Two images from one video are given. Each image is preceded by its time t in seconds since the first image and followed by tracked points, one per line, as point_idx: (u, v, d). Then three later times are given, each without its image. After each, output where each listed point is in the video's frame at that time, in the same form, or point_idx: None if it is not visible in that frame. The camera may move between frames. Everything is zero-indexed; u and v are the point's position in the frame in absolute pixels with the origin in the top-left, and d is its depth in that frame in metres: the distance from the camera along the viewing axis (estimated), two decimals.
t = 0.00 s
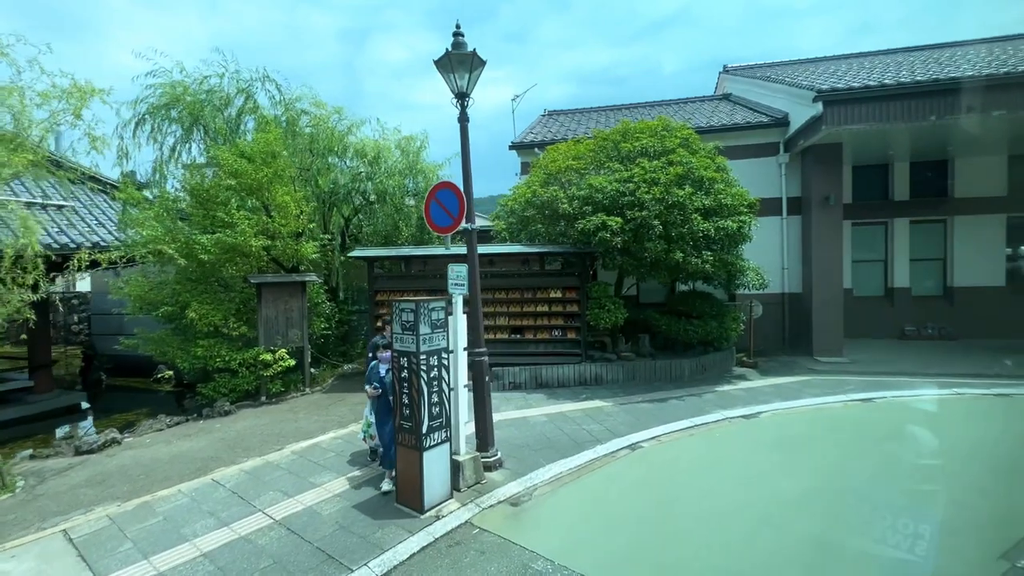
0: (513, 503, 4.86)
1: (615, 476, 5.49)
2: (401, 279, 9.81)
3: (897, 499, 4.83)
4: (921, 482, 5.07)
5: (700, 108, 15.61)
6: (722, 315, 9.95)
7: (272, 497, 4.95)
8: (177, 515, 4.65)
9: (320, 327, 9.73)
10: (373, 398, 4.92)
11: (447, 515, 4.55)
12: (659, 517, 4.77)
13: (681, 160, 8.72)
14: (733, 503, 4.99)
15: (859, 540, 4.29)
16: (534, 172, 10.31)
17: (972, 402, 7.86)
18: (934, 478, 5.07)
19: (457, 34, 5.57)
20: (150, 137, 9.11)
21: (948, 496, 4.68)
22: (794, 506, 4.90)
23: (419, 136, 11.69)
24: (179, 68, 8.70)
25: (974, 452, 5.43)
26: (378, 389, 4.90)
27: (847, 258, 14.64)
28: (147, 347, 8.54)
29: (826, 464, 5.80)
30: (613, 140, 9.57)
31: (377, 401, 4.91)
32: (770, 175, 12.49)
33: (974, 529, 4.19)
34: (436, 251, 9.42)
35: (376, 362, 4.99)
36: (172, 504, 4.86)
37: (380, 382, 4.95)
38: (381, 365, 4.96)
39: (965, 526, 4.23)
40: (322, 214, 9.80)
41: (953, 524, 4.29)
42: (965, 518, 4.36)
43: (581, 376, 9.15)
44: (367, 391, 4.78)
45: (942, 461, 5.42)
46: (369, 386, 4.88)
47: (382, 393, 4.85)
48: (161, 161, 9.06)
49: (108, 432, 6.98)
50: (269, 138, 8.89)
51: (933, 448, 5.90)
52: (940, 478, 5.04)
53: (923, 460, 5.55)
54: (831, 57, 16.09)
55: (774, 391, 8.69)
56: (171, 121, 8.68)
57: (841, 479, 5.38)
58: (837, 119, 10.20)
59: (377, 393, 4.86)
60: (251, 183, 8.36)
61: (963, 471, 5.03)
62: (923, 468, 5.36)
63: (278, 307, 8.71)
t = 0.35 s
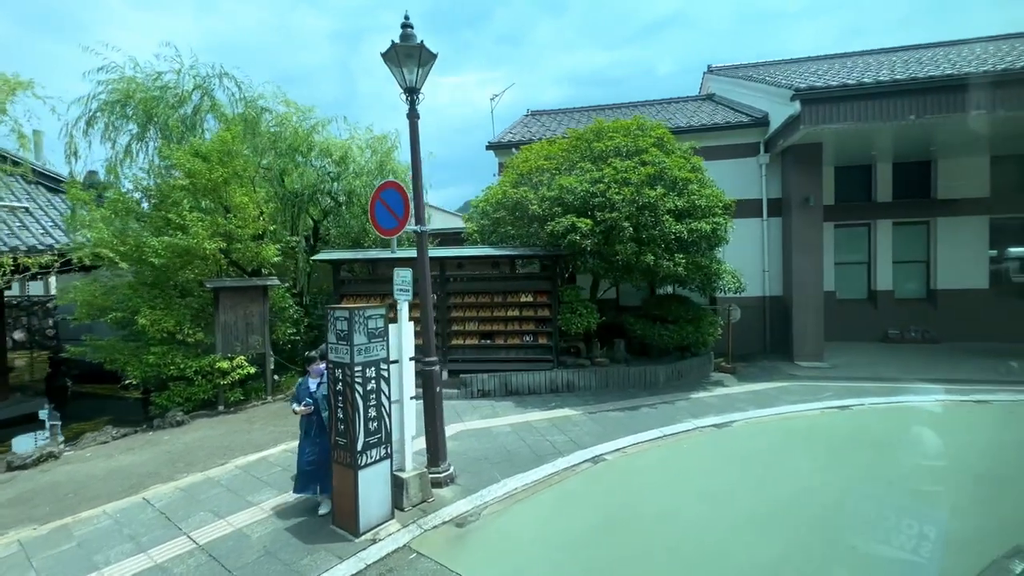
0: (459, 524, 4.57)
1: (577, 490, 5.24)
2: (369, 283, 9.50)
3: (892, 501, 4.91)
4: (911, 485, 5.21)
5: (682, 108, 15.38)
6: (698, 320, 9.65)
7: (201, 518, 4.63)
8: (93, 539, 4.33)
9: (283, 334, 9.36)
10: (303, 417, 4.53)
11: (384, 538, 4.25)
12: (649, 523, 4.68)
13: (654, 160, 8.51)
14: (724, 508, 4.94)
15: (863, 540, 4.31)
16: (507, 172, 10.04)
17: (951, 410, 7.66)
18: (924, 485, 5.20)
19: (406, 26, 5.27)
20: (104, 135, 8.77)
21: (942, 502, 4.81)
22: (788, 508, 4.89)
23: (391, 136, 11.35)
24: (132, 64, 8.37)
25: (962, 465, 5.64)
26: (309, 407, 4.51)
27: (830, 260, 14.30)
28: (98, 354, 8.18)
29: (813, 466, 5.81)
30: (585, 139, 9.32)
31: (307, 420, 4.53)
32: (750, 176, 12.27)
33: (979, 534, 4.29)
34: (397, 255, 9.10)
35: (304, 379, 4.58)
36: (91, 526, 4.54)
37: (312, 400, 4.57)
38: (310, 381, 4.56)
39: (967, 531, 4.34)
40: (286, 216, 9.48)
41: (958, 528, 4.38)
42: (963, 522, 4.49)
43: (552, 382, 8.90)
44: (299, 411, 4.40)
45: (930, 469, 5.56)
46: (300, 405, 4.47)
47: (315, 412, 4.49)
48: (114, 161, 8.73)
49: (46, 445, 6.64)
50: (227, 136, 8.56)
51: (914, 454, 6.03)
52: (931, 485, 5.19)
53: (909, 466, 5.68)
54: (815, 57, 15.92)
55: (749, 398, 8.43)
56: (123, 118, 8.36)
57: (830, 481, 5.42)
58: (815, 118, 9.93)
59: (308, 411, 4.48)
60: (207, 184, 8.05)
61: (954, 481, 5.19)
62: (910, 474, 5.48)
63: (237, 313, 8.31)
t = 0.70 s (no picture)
0: (405, 543, 4.29)
1: (541, 504, 5.00)
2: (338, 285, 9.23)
3: (890, 503, 4.83)
4: (907, 486, 5.14)
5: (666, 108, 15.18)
6: (676, 323, 9.45)
7: (130, 539, 4.34)
8: (8, 564, 4.04)
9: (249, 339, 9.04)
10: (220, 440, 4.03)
11: (321, 560, 3.97)
12: (637, 533, 4.53)
13: (628, 159, 8.31)
14: (716, 514, 4.80)
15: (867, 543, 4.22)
16: (481, 172, 9.78)
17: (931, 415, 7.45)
18: (922, 485, 5.13)
19: (355, 16, 4.99)
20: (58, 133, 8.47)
21: (942, 501, 4.75)
22: (784, 513, 4.77)
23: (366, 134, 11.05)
24: (87, 59, 8.07)
25: (956, 463, 5.60)
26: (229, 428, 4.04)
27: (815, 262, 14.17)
28: (50, 361, 7.86)
29: (805, 469, 5.71)
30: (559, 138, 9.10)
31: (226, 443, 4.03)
32: (731, 177, 12.08)
33: (982, 533, 4.23)
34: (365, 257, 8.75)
35: (218, 398, 4.08)
36: (10, 549, 4.24)
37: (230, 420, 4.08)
38: (226, 401, 4.08)
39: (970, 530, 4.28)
40: (253, 216, 9.14)
41: (961, 527, 4.31)
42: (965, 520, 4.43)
43: (525, 389, 8.61)
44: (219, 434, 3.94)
45: (925, 470, 5.50)
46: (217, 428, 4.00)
47: (235, 433, 4.04)
48: (69, 160, 8.42)
49: None
50: (191, 136, 8.30)
51: (914, 454, 5.97)
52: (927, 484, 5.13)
53: (903, 467, 5.61)
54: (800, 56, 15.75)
55: (726, 404, 8.20)
56: (77, 115, 8.05)
57: (824, 484, 5.32)
58: (795, 116, 9.72)
59: (227, 433, 4.02)
60: (163, 184, 7.75)
61: (953, 480, 5.14)
62: (905, 475, 5.41)
63: (198, 318, 7.92)
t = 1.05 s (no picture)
0: (356, 562, 4.07)
1: (509, 516, 4.79)
2: (310, 288, 8.97)
3: (891, 505, 4.74)
4: (908, 489, 5.07)
5: (652, 108, 15.02)
6: (656, 326, 9.27)
7: (63, 559, 4.09)
8: None
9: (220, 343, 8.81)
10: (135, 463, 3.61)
11: None
12: (627, 540, 4.40)
13: (605, 158, 8.13)
14: (709, 520, 4.68)
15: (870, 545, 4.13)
16: (459, 172, 9.57)
17: (914, 421, 7.30)
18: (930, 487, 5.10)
19: (310, 8, 4.75)
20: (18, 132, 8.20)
21: (947, 505, 4.67)
22: (781, 517, 4.67)
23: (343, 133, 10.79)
24: (47, 55, 7.81)
25: (956, 467, 5.53)
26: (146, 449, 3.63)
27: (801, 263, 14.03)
28: (6, 367, 7.58)
29: (801, 472, 5.61)
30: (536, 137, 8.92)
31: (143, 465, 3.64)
32: (715, 177, 11.93)
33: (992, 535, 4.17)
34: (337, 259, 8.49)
35: (131, 417, 3.67)
36: None
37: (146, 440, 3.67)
38: (143, 419, 3.69)
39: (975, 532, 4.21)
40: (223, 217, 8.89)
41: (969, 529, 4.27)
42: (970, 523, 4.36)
43: (501, 395, 8.40)
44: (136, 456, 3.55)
45: (925, 475, 5.43)
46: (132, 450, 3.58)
47: (156, 452, 3.67)
48: (29, 160, 8.16)
49: None
50: (158, 136, 8.08)
51: (917, 457, 5.95)
52: (928, 488, 5.05)
53: (901, 471, 5.53)
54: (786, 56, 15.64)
55: (706, 409, 8.01)
56: (36, 114, 7.80)
57: (823, 486, 5.23)
58: (776, 116, 9.57)
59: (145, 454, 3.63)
60: (125, 184, 7.50)
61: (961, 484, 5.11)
62: (905, 478, 5.34)
63: (162, 323, 7.54)
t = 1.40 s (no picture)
0: None
1: (476, 527, 4.61)
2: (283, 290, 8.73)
3: (892, 513, 4.65)
4: (908, 495, 4.99)
5: (638, 107, 14.88)
6: (638, 329, 9.11)
7: None
8: None
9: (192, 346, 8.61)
10: (71, 483, 3.37)
11: None
12: (622, 542, 4.36)
13: (583, 157, 7.97)
14: (695, 527, 4.56)
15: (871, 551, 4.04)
16: (437, 172, 9.38)
17: (897, 425, 7.18)
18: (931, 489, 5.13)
19: None
20: None
21: (948, 506, 4.71)
22: (776, 521, 4.58)
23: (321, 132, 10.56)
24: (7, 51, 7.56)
25: (951, 474, 5.47)
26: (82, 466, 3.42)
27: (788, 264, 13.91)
28: None
29: (794, 477, 5.52)
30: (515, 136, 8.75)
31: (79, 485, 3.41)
32: (700, 177, 11.80)
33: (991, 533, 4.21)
34: (310, 260, 8.25)
35: (59, 434, 3.45)
36: None
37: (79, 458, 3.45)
38: (74, 435, 3.49)
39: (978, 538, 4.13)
40: (193, 218, 8.65)
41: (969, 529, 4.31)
42: (977, 527, 4.30)
43: (478, 400, 8.20)
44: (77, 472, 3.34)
45: (924, 481, 5.37)
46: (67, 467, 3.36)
47: (95, 468, 3.48)
48: None
49: None
50: (127, 133, 7.87)
51: (918, 460, 5.95)
52: (928, 495, 4.98)
53: (899, 476, 5.47)
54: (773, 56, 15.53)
55: (686, 414, 7.86)
56: None
57: (818, 492, 5.15)
58: (759, 115, 9.44)
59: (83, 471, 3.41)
60: (86, 184, 7.25)
61: (962, 484, 5.15)
62: (904, 484, 5.28)
63: (128, 326, 7.27)
